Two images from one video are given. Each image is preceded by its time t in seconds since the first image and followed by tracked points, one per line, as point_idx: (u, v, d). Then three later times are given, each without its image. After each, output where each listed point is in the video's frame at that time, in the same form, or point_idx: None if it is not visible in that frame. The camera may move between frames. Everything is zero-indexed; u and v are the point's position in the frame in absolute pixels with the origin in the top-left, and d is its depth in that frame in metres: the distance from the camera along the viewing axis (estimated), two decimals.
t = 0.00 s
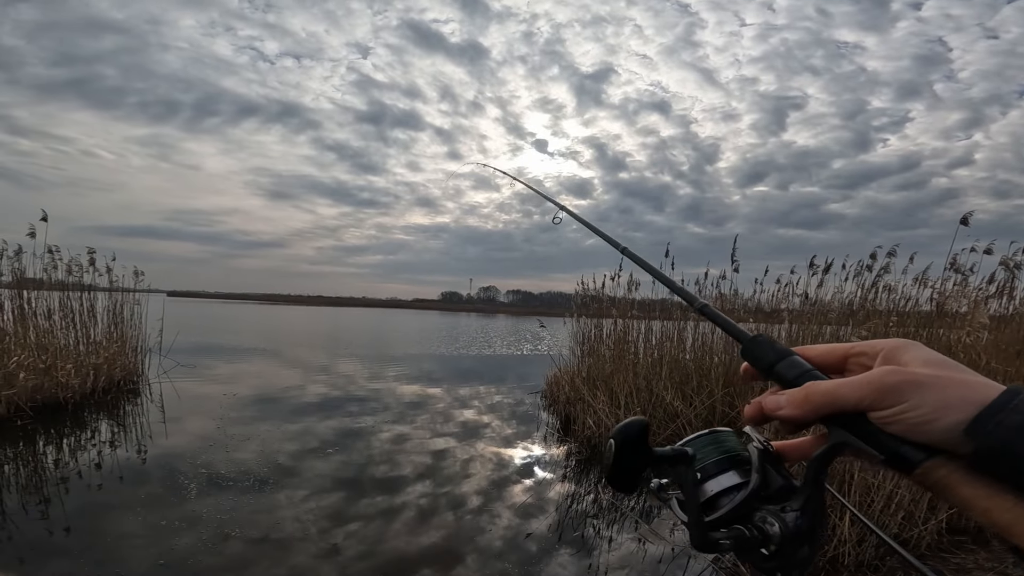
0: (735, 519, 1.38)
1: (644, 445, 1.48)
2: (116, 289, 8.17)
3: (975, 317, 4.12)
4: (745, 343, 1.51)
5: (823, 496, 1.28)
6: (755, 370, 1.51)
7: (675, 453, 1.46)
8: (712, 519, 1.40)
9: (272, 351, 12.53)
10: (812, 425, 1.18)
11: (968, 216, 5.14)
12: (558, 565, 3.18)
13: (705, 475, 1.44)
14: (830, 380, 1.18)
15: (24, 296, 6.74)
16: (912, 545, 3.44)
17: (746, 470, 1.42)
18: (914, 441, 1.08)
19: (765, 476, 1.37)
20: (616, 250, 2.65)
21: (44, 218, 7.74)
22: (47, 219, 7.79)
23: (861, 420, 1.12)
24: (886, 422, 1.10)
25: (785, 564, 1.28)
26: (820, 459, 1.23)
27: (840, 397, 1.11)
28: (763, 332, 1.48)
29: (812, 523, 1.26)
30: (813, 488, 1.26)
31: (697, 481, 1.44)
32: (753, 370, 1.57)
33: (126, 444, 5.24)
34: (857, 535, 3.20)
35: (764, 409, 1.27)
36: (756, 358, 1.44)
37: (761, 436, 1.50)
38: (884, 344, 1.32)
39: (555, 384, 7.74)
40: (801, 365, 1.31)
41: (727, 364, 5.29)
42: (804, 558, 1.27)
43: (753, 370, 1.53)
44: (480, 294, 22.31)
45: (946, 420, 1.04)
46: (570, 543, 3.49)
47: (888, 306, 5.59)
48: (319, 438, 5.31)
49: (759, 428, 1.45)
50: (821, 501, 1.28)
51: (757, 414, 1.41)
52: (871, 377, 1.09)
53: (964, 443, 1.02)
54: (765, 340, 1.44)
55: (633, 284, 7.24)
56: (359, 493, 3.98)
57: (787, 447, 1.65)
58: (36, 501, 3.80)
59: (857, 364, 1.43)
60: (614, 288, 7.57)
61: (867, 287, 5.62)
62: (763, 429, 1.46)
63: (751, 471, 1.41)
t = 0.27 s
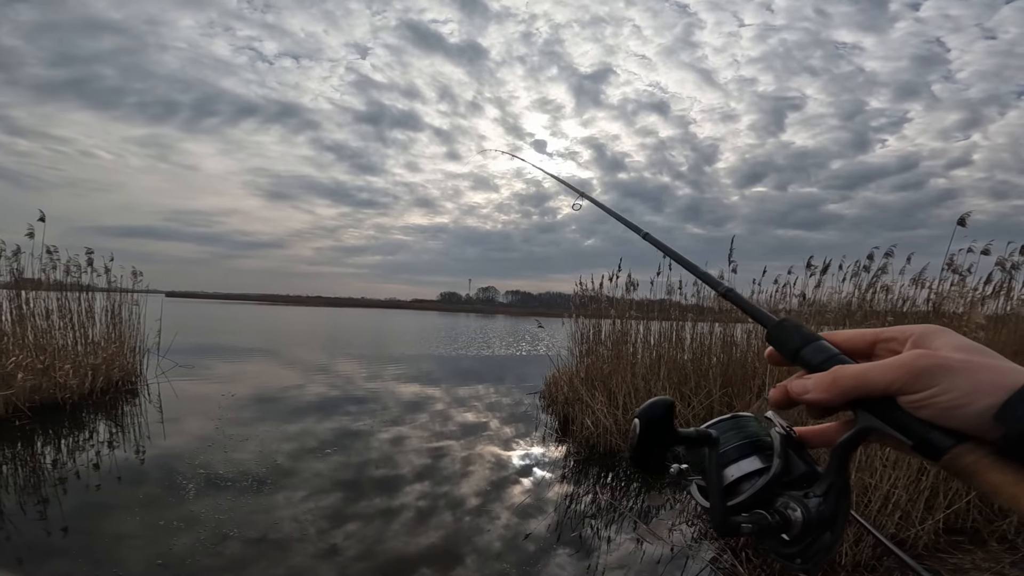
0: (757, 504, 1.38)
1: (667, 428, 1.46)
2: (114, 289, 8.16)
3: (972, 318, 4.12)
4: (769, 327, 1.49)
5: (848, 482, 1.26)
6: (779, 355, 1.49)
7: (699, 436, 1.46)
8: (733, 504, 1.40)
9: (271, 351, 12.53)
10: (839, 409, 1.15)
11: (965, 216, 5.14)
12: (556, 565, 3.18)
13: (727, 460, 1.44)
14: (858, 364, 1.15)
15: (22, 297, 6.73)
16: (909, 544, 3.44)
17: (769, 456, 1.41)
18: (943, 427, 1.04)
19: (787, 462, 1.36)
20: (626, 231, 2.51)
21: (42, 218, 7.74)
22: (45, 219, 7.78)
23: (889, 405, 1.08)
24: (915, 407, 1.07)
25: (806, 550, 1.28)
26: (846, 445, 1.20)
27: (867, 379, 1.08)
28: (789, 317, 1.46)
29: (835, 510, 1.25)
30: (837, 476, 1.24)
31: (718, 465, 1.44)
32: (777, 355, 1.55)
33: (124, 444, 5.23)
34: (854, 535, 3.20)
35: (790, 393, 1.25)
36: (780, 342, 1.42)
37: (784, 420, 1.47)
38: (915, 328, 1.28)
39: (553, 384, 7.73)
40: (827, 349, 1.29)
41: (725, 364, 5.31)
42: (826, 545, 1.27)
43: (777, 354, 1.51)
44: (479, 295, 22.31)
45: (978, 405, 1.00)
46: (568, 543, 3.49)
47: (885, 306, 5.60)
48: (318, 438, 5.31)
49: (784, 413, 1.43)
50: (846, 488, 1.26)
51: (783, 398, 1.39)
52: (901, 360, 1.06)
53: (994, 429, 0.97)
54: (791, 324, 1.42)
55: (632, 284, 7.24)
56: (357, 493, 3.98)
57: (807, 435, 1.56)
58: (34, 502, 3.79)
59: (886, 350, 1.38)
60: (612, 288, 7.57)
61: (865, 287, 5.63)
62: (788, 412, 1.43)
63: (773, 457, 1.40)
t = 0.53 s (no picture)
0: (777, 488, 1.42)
1: (690, 407, 1.43)
2: (109, 290, 8.13)
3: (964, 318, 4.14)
4: (794, 310, 1.50)
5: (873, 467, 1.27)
6: (803, 338, 1.50)
7: (722, 416, 1.48)
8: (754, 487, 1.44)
9: (266, 352, 12.48)
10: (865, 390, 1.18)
11: (958, 218, 5.16)
12: (553, 565, 3.18)
13: (748, 444, 1.47)
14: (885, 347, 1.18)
15: (16, 297, 6.71)
16: (902, 544, 3.42)
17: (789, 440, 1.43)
18: (971, 409, 1.08)
19: (808, 447, 1.38)
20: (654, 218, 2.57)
21: (36, 219, 7.71)
22: (39, 220, 7.76)
23: (918, 388, 1.12)
24: (945, 390, 1.11)
25: (827, 533, 1.33)
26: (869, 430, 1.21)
27: (897, 361, 1.11)
28: (813, 299, 1.46)
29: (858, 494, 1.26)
30: (860, 461, 1.25)
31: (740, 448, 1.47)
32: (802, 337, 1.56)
33: (119, 445, 5.22)
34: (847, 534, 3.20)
35: (815, 374, 1.27)
36: (806, 325, 1.43)
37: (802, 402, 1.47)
38: (945, 311, 1.36)
39: (550, 384, 7.73)
40: (854, 332, 1.30)
41: (721, 364, 5.35)
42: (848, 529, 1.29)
43: (801, 337, 1.52)
44: (475, 296, 22.27)
45: (1007, 387, 1.04)
46: (565, 543, 3.49)
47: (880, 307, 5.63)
48: (314, 439, 5.30)
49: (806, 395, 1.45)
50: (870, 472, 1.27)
51: (807, 379, 1.41)
52: (931, 343, 1.09)
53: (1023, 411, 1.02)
54: (816, 306, 1.42)
55: (628, 285, 7.25)
56: (354, 494, 3.98)
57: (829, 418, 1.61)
58: (29, 502, 3.78)
59: (913, 333, 1.47)
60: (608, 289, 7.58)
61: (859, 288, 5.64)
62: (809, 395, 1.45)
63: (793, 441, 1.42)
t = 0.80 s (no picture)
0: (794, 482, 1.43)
1: (707, 396, 1.41)
2: (99, 290, 8.08)
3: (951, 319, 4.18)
4: (813, 300, 1.49)
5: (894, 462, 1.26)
6: (822, 328, 1.50)
7: (740, 407, 1.44)
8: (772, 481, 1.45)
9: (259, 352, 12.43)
10: (887, 382, 1.18)
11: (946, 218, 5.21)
12: (547, 566, 3.18)
13: (766, 437, 1.47)
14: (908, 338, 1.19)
15: (5, 297, 6.66)
16: (890, 543, 3.43)
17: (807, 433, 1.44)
18: (997, 401, 1.08)
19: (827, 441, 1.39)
20: (663, 205, 2.53)
21: (25, 219, 7.66)
22: (28, 220, 7.71)
23: (943, 380, 1.12)
24: (969, 381, 1.12)
25: (845, 529, 1.32)
26: (892, 421, 1.20)
27: (921, 352, 1.12)
28: (832, 288, 1.45)
29: (878, 489, 1.25)
30: (882, 455, 1.24)
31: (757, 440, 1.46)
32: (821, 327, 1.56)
33: (109, 446, 5.18)
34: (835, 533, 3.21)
35: (836, 366, 1.28)
36: (826, 315, 1.43)
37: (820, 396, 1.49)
38: (970, 303, 1.38)
39: (543, 385, 7.74)
40: (876, 322, 1.30)
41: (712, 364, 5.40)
42: (865, 525, 1.27)
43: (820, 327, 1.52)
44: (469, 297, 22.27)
45: None
46: (559, 543, 3.50)
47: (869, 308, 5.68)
48: (307, 440, 5.28)
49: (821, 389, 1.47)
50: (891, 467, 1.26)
51: (826, 370, 1.42)
52: (956, 333, 1.11)
53: None
54: (836, 296, 1.41)
55: (620, 285, 7.27)
56: (347, 495, 3.97)
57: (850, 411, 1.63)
58: (18, 504, 3.75)
59: (938, 323, 1.50)
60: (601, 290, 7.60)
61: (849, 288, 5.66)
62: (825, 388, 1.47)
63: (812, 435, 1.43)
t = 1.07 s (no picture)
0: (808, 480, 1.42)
1: (720, 392, 1.41)
2: (85, 290, 8.01)
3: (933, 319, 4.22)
4: (829, 296, 1.50)
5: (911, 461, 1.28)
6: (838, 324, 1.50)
7: (754, 403, 1.46)
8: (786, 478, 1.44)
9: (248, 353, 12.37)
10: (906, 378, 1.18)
11: (930, 220, 5.27)
12: (537, 566, 3.18)
13: (781, 434, 1.47)
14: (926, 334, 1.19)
15: None
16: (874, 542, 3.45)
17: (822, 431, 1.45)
18: (1019, 398, 1.08)
19: (843, 439, 1.40)
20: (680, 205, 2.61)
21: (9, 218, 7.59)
22: (12, 219, 7.64)
23: (962, 376, 1.14)
24: (990, 377, 1.12)
25: (860, 528, 1.32)
26: (913, 418, 1.23)
27: (941, 347, 1.13)
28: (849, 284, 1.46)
29: (895, 487, 1.27)
30: (901, 453, 1.26)
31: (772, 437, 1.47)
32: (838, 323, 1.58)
33: (95, 447, 5.13)
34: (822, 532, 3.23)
35: (852, 363, 1.26)
36: (843, 311, 1.43)
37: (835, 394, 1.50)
38: (989, 297, 1.40)
39: (533, 385, 7.75)
40: (893, 318, 1.30)
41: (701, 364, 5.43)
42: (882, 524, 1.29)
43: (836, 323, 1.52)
44: (461, 297, 22.26)
45: None
46: (549, 543, 3.50)
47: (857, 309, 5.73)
48: (296, 440, 5.26)
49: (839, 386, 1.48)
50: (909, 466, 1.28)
51: (844, 366, 1.44)
52: (976, 328, 1.12)
53: None
54: (853, 292, 1.42)
55: (610, 285, 7.29)
56: (338, 496, 3.96)
57: (870, 407, 1.63)
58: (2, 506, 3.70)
59: (957, 318, 1.52)
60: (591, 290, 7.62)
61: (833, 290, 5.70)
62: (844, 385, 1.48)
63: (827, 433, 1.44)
